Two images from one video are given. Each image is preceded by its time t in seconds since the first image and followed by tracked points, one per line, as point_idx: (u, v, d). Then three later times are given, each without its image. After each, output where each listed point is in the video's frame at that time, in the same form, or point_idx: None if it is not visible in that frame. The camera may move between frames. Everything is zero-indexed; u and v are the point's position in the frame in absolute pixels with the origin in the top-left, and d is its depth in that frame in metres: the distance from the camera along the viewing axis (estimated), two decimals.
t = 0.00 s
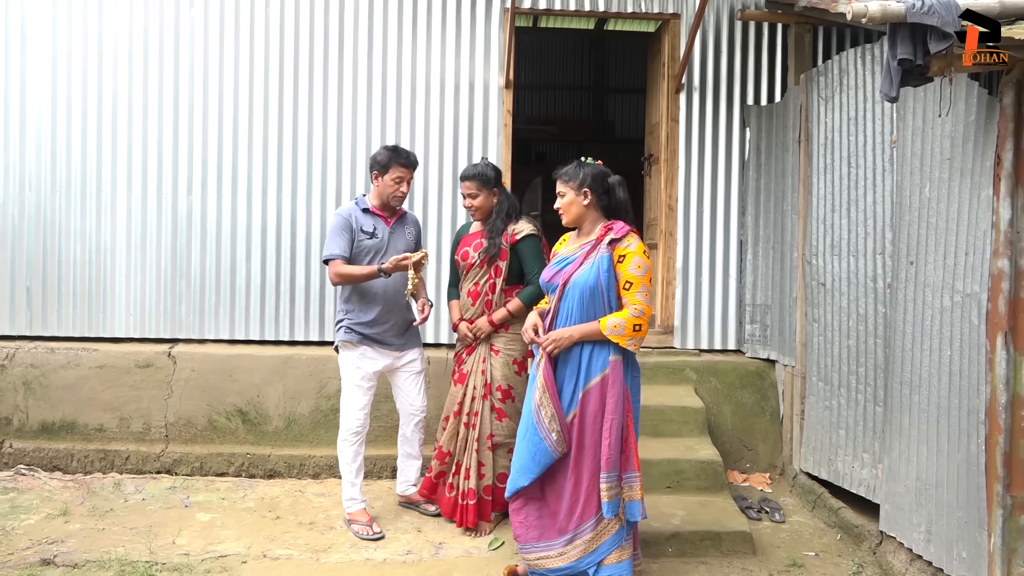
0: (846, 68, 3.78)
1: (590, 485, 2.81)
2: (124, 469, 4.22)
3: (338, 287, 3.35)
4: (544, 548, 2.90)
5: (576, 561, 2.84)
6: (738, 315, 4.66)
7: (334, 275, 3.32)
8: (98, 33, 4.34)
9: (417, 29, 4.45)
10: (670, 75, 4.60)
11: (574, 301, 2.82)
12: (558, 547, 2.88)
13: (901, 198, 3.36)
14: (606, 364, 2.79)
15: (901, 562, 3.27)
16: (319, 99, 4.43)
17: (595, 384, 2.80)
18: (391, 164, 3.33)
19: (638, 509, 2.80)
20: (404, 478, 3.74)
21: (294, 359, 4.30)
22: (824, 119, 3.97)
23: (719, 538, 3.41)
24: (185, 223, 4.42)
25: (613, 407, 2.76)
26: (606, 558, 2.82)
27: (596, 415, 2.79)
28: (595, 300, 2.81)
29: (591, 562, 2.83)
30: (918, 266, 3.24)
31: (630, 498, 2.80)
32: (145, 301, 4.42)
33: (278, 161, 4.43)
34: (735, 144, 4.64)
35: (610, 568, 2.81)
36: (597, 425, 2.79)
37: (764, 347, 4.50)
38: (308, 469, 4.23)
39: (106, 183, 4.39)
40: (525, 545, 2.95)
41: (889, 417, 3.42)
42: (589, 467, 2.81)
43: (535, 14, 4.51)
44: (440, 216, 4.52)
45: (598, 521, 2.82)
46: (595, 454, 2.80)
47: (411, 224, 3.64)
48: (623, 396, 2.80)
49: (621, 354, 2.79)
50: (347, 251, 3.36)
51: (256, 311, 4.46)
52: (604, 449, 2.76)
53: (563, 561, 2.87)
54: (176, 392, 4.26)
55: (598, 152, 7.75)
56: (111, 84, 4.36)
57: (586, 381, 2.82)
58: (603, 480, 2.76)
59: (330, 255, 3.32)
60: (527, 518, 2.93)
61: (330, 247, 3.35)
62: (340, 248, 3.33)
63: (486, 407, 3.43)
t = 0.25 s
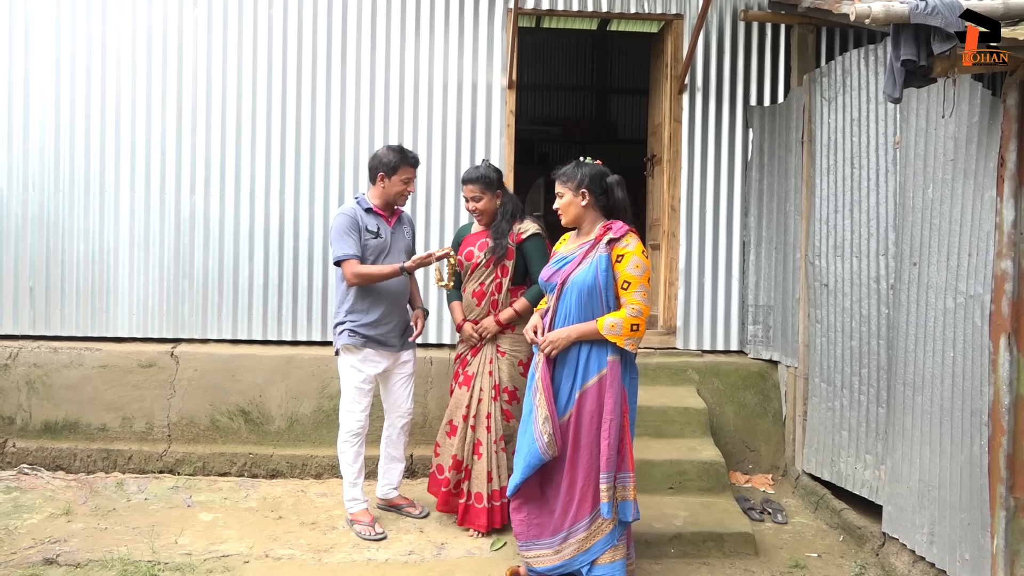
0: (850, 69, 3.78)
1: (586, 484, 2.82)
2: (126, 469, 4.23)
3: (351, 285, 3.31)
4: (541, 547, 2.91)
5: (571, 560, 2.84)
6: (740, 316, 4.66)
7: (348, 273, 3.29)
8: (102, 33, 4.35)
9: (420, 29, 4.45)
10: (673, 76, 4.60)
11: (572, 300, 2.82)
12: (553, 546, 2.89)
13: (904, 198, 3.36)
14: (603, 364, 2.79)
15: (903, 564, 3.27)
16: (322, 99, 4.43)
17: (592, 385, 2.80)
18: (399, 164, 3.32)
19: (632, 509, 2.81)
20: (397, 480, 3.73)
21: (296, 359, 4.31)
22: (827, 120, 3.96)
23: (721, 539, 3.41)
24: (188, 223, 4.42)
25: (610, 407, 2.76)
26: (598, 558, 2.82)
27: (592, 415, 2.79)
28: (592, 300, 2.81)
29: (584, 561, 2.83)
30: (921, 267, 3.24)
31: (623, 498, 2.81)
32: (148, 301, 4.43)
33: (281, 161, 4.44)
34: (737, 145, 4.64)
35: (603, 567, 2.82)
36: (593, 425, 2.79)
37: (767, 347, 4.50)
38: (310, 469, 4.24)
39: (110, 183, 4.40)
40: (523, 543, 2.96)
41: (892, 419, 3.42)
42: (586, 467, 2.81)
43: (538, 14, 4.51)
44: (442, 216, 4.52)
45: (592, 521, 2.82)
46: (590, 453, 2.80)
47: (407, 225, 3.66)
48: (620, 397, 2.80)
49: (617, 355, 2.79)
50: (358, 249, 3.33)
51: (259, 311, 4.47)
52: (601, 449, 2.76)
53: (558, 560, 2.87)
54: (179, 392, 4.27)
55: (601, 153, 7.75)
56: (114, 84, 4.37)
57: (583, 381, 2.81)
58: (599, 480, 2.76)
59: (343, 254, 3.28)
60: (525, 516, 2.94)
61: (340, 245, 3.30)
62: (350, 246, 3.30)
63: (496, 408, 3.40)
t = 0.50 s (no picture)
0: (852, 70, 3.78)
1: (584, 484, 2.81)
2: (129, 469, 4.23)
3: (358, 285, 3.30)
4: (539, 547, 2.91)
5: (569, 560, 2.84)
6: (743, 317, 4.66)
7: (357, 272, 3.28)
8: (105, 34, 4.36)
9: (422, 30, 4.46)
10: (675, 76, 4.60)
11: (570, 300, 2.82)
12: (551, 546, 2.89)
13: (907, 199, 3.36)
14: (601, 365, 2.79)
15: (906, 565, 3.26)
16: (325, 100, 4.44)
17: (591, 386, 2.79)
18: (402, 164, 3.32)
19: (631, 510, 2.80)
20: (399, 480, 3.73)
21: (299, 359, 4.31)
22: (830, 120, 3.96)
23: (723, 540, 3.40)
24: (191, 223, 4.43)
25: (608, 408, 2.76)
26: (596, 558, 2.81)
27: (590, 416, 2.79)
28: (591, 299, 2.80)
29: (581, 562, 2.82)
30: (923, 268, 3.23)
31: (621, 498, 2.81)
32: (150, 302, 4.43)
33: (284, 162, 4.44)
34: (740, 146, 4.64)
35: (600, 568, 2.81)
36: (590, 425, 2.79)
37: (769, 348, 4.50)
38: (312, 470, 4.24)
39: (113, 184, 4.40)
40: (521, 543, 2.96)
41: (894, 420, 3.41)
42: (584, 467, 2.81)
43: (540, 15, 4.51)
44: (444, 217, 4.52)
45: (590, 522, 2.81)
46: (588, 454, 2.80)
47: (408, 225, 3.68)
48: (618, 397, 2.80)
49: (616, 355, 2.78)
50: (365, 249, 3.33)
51: (261, 312, 4.47)
52: (598, 450, 2.75)
53: (556, 560, 2.87)
54: (181, 392, 4.27)
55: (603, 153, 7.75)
56: (117, 85, 4.37)
57: (582, 382, 2.81)
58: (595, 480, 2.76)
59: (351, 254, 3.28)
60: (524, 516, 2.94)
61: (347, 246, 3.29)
62: (357, 246, 3.30)
63: (500, 408, 3.40)
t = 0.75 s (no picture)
0: (854, 69, 3.78)
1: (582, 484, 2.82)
2: (131, 469, 4.24)
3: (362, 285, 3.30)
4: (538, 547, 2.91)
5: (568, 560, 2.85)
6: (744, 316, 4.66)
7: (361, 272, 3.28)
8: (106, 34, 4.36)
9: (423, 29, 4.46)
10: (676, 76, 4.60)
11: (568, 300, 2.82)
12: (550, 546, 2.89)
13: (908, 199, 3.36)
14: (599, 365, 2.79)
15: (907, 565, 3.26)
16: (326, 100, 4.44)
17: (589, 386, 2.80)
18: (400, 165, 3.31)
19: (628, 510, 2.79)
20: (401, 480, 3.73)
21: (300, 359, 4.31)
22: (831, 120, 3.96)
23: (725, 540, 3.40)
24: (193, 224, 4.43)
25: (606, 408, 2.76)
26: (595, 558, 2.81)
27: (589, 416, 2.79)
28: (589, 300, 2.81)
29: (581, 562, 2.83)
30: (925, 268, 3.23)
31: (619, 498, 2.80)
32: (152, 302, 4.44)
33: (285, 162, 4.44)
34: (741, 145, 4.64)
35: (600, 568, 2.81)
36: (589, 425, 2.79)
37: (771, 348, 4.50)
38: (314, 469, 4.24)
39: (114, 184, 4.40)
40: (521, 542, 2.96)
41: (896, 419, 3.41)
42: (582, 468, 2.81)
43: (542, 14, 4.51)
44: (446, 217, 4.52)
45: (589, 522, 2.81)
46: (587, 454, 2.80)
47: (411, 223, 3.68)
48: (616, 397, 2.80)
49: (615, 355, 2.79)
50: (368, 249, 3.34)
51: (263, 312, 4.47)
52: (596, 450, 2.76)
53: (555, 560, 2.87)
54: (183, 392, 4.28)
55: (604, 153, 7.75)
56: (119, 85, 4.38)
57: (580, 382, 2.81)
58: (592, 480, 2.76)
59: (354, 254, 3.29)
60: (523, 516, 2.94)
61: (350, 246, 3.30)
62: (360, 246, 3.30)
63: (499, 406, 3.41)
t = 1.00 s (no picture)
0: (855, 69, 3.77)
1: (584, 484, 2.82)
2: (133, 469, 4.24)
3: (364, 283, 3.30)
4: (540, 547, 2.91)
5: (570, 560, 2.85)
6: (746, 316, 4.66)
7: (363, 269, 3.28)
8: (108, 35, 4.36)
9: (424, 29, 4.46)
10: (678, 75, 4.60)
11: (570, 300, 2.83)
12: (552, 546, 2.89)
13: (910, 199, 3.35)
14: (601, 365, 2.79)
15: (909, 564, 3.26)
16: (327, 100, 4.44)
17: (590, 386, 2.80)
18: (396, 164, 3.31)
19: (631, 510, 2.79)
20: (402, 481, 3.74)
21: (302, 359, 4.31)
22: (832, 119, 3.96)
23: (726, 539, 3.40)
24: (194, 224, 4.44)
25: (607, 408, 2.76)
26: (598, 558, 2.82)
27: (590, 416, 2.79)
28: (591, 300, 2.81)
29: (583, 561, 2.83)
30: (927, 267, 3.23)
31: (621, 498, 2.80)
32: (154, 302, 4.44)
33: (287, 163, 4.44)
34: (742, 145, 4.64)
35: (602, 568, 2.82)
36: (591, 425, 2.80)
37: (772, 347, 4.50)
38: (315, 469, 4.25)
39: (116, 184, 4.41)
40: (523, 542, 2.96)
41: (898, 419, 3.41)
42: (584, 467, 2.81)
43: (543, 14, 4.51)
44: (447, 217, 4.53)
45: (592, 522, 2.82)
46: (588, 454, 2.81)
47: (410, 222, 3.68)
48: (618, 397, 2.80)
49: (616, 355, 2.79)
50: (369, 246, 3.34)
51: (264, 312, 4.48)
52: (597, 450, 2.76)
53: (557, 560, 2.88)
54: (185, 392, 4.28)
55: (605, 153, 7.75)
56: (121, 85, 4.38)
57: (581, 382, 2.81)
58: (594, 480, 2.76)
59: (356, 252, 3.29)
60: (525, 515, 2.94)
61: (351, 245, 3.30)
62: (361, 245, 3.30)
63: (492, 399, 3.39)
